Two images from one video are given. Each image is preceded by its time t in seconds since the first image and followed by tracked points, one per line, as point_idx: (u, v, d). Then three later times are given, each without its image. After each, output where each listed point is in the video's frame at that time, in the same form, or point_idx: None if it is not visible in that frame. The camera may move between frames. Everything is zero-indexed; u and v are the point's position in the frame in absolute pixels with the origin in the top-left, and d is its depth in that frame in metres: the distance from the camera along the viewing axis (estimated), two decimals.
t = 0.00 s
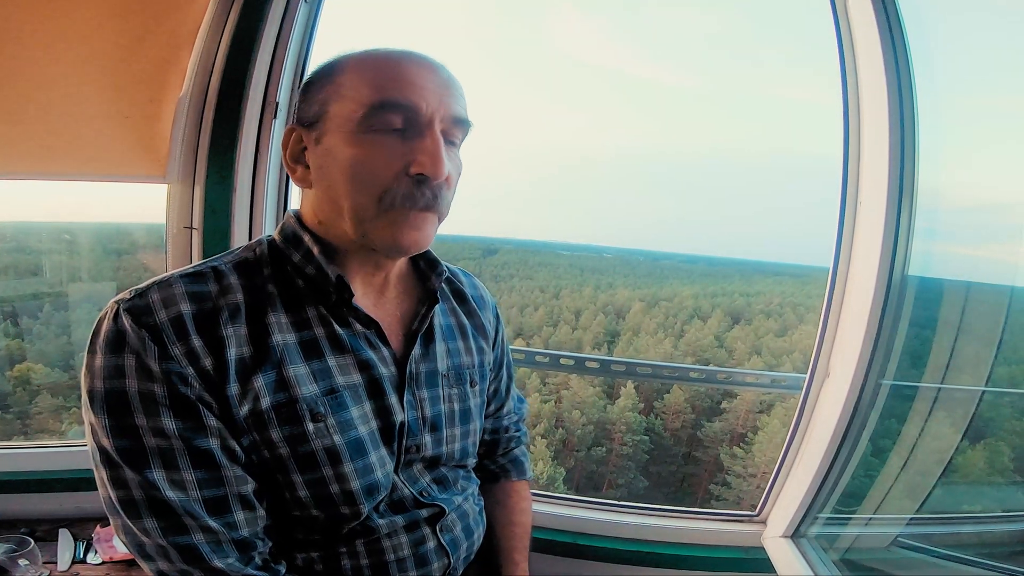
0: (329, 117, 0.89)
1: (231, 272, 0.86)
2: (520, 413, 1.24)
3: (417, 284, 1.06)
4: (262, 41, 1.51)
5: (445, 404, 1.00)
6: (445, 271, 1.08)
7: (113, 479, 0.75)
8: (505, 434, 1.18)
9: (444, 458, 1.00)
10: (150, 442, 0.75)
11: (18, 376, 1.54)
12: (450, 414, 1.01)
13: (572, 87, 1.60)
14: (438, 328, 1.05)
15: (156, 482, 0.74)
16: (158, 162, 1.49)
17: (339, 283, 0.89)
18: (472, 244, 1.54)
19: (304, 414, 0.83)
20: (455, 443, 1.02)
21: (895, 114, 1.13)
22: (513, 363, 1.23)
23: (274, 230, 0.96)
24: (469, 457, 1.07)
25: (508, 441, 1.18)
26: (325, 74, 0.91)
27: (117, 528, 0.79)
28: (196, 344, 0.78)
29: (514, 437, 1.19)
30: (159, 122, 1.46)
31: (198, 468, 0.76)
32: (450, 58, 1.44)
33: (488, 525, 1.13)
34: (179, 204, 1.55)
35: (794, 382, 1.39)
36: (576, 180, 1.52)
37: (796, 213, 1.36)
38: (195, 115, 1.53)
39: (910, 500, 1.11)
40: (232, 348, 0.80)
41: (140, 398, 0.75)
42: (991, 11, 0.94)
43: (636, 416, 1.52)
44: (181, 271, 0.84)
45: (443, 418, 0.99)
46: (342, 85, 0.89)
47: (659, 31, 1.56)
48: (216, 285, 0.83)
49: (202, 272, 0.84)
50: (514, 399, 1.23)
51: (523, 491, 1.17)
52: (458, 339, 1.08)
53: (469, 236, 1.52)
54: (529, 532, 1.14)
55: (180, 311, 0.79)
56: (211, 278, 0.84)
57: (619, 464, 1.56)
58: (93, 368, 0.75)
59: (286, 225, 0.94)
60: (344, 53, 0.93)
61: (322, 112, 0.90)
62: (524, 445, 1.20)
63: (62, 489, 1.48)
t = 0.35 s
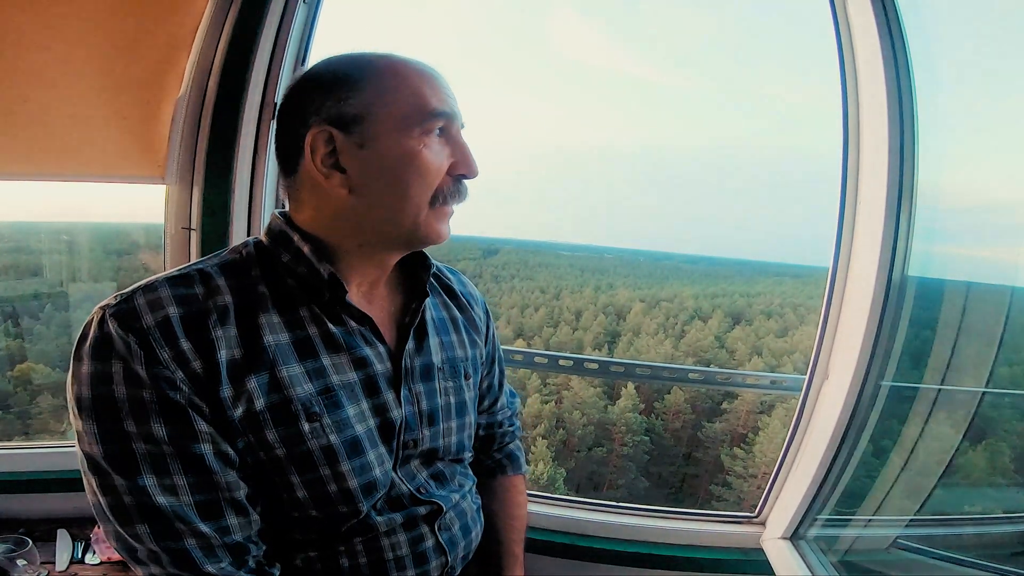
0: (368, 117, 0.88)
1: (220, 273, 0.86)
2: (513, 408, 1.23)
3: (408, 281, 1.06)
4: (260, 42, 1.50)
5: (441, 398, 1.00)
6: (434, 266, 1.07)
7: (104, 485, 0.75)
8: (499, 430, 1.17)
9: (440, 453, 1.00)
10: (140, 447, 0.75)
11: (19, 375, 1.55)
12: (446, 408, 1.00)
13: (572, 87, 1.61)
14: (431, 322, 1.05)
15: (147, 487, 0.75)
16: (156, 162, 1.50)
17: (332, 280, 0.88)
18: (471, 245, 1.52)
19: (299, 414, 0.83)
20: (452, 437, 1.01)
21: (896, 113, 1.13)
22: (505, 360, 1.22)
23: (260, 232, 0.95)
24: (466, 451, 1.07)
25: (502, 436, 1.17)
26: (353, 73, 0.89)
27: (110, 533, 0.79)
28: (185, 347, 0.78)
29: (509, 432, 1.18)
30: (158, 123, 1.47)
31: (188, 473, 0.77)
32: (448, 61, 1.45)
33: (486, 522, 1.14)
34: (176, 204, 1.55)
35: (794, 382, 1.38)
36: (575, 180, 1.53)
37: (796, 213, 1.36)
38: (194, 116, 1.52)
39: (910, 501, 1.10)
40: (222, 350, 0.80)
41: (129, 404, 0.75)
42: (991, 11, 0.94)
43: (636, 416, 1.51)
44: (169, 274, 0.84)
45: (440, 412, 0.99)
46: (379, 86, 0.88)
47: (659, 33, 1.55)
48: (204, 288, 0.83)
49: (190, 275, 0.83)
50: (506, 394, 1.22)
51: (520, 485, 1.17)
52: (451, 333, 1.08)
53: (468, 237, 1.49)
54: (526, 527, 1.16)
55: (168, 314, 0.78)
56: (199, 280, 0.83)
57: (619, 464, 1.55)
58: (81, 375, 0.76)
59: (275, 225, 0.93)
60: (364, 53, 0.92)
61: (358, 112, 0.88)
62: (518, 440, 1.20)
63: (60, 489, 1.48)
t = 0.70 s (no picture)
0: (361, 117, 0.89)
1: (212, 274, 0.86)
2: (511, 407, 1.22)
3: (401, 279, 1.05)
4: (261, 42, 1.51)
5: (436, 396, 0.99)
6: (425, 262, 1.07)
7: (99, 485, 0.76)
8: (496, 428, 1.17)
9: (436, 451, 1.00)
10: (134, 447, 0.75)
11: (22, 374, 1.55)
12: (441, 406, 1.00)
13: (572, 87, 1.61)
14: (425, 320, 1.05)
15: (142, 487, 0.75)
16: (156, 163, 1.49)
17: (323, 279, 0.89)
18: (474, 244, 1.52)
19: (292, 412, 0.83)
20: (447, 436, 1.01)
21: (897, 112, 1.12)
22: (500, 359, 1.22)
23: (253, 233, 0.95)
24: (462, 450, 1.06)
25: (501, 435, 1.16)
26: (345, 74, 0.90)
27: (107, 533, 0.80)
28: (177, 347, 0.78)
29: (507, 430, 1.18)
30: (158, 123, 1.46)
31: (182, 472, 0.77)
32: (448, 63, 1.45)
33: (488, 520, 1.14)
34: (177, 204, 1.56)
35: (794, 383, 1.38)
36: (576, 180, 1.52)
37: (796, 212, 1.36)
38: (195, 117, 1.53)
39: (911, 501, 1.10)
40: (215, 350, 0.80)
41: (123, 404, 0.75)
42: (993, 11, 0.94)
43: (637, 416, 1.51)
44: (162, 276, 0.84)
45: (434, 410, 0.99)
46: (372, 86, 0.89)
47: (660, 33, 1.55)
48: (195, 288, 0.82)
49: (182, 276, 0.83)
50: (504, 393, 1.21)
51: (519, 484, 1.17)
52: (445, 331, 1.08)
53: (469, 236, 1.49)
54: (526, 525, 1.17)
55: (160, 315, 0.78)
56: (191, 281, 0.83)
57: (620, 464, 1.55)
58: (75, 376, 0.76)
59: (266, 225, 0.93)
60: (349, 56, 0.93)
61: (351, 112, 0.89)
62: (517, 439, 1.19)
63: (62, 489, 1.48)
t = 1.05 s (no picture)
0: (351, 116, 0.90)
1: (209, 276, 0.86)
2: (511, 405, 1.22)
3: (399, 280, 1.05)
4: (263, 42, 1.51)
5: (434, 396, 0.99)
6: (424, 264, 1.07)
7: (98, 486, 0.76)
8: (496, 428, 1.17)
9: (435, 451, 1.00)
10: (131, 448, 0.76)
11: (25, 374, 1.55)
12: (439, 407, 1.00)
13: (572, 88, 1.61)
14: (423, 320, 1.05)
15: (140, 487, 0.76)
16: (158, 163, 1.50)
17: (320, 280, 0.89)
18: (475, 244, 1.49)
19: (289, 413, 0.83)
20: (446, 436, 1.01)
21: (898, 110, 1.12)
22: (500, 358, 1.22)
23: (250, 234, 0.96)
24: (461, 450, 1.06)
25: (502, 435, 1.17)
26: (336, 76, 0.91)
27: (106, 533, 0.80)
28: (174, 349, 0.78)
29: (507, 430, 1.18)
30: (160, 124, 1.46)
31: (180, 473, 0.77)
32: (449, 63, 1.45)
33: (488, 521, 1.14)
34: (179, 205, 1.58)
35: (795, 382, 1.38)
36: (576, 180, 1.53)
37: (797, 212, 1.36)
38: (197, 116, 1.54)
39: (913, 501, 1.10)
40: (211, 351, 0.80)
41: (119, 405, 0.76)
42: (994, 10, 0.94)
43: (639, 415, 1.50)
44: (159, 278, 0.84)
45: (433, 411, 0.99)
46: (364, 85, 0.90)
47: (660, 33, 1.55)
48: (192, 290, 0.83)
49: (178, 279, 0.83)
50: (503, 392, 1.21)
51: (520, 484, 1.17)
52: (444, 332, 1.08)
53: (471, 236, 1.47)
54: (526, 526, 1.16)
55: (157, 317, 0.79)
56: (188, 283, 0.83)
57: (622, 464, 1.54)
58: (73, 378, 0.76)
59: (264, 227, 0.94)
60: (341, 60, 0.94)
61: (340, 114, 0.90)
62: (517, 438, 1.19)
63: (65, 489, 1.49)
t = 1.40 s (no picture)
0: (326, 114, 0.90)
1: (207, 274, 0.86)
2: (512, 406, 1.22)
3: (398, 279, 1.05)
4: (266, 42, 1.51)
5: (432, 396, 0.99)
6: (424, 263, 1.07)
7: (95, 483, 0.76)
8: (497, 428, 1.17)
9: (434, 450, 1.00)
10: (128, 445, 0.76)
11: (27, 372, 1.55)
12: (438, 406, 1.00)
13: (574, 88, 1.61)
14: (422, 320, 1.05)
15: (136, 485, 0.76)
16: (160, 163, 1.53)
17: (316, 279, 0.89)
18: (476, 244, 1.48)
19: (285, 410, 0.83)
20: (445, 435, 1.01)
21: (901, 109, 1.12)
22: (502, 358, 1.23)
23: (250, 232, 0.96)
24: (460, 449, 1.06)
25: (502, 435, 1.16)
26: (313, 76, 0.93)
27: (104, 530, 0.80)
28: (170, 347, 0.78)
29: (510, 430, 1.18)
30: (162, 124, 1.49)
31: (177, 471, 0.77)
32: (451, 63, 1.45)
33: (489, 521, 1.14)
34: (181, 203, 1.57)
35: (796, 383, 1.38)
36: (577, 180, 1.53)
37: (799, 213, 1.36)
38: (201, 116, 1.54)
39: (914, 501, 1.10)
40: (207, 350, 0.80)
41: (116, 403, 0.76)
42: (996, 11, 0.93)
43: (639, 416, 1.50)
44: (157, 277, 0.84)
45: (431, 410, 0.99)
46: (342, 82, 0.90)
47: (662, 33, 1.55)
48: (189, 289, 0.83)
49: (176, 277, 0.84)
50: (504, 392, 1.22)
51: (522, 485, 1.16)
52: (444, 331, 1.08)
53: (472, 236, 1.46)
54: (528, 526, 1.16)
55: (154, 315, 0.79)
56: (186, 282, 0.84)
57: (624, 463, 1.54)
58: (71, 375, 0.77)
59: (263, 225, 0.95)
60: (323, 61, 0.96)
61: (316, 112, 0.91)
62: (519, 438, 1.19)
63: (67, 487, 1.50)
